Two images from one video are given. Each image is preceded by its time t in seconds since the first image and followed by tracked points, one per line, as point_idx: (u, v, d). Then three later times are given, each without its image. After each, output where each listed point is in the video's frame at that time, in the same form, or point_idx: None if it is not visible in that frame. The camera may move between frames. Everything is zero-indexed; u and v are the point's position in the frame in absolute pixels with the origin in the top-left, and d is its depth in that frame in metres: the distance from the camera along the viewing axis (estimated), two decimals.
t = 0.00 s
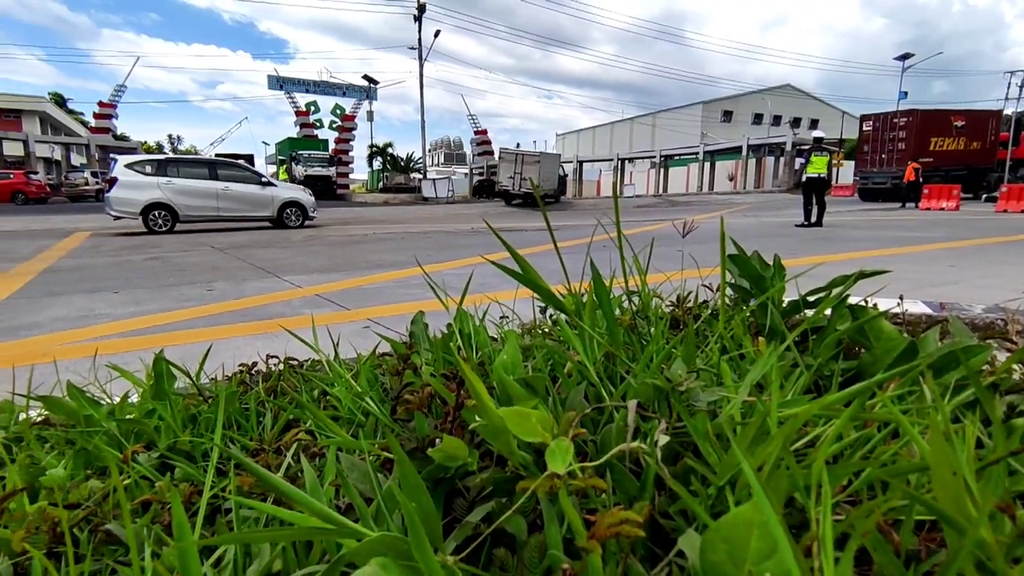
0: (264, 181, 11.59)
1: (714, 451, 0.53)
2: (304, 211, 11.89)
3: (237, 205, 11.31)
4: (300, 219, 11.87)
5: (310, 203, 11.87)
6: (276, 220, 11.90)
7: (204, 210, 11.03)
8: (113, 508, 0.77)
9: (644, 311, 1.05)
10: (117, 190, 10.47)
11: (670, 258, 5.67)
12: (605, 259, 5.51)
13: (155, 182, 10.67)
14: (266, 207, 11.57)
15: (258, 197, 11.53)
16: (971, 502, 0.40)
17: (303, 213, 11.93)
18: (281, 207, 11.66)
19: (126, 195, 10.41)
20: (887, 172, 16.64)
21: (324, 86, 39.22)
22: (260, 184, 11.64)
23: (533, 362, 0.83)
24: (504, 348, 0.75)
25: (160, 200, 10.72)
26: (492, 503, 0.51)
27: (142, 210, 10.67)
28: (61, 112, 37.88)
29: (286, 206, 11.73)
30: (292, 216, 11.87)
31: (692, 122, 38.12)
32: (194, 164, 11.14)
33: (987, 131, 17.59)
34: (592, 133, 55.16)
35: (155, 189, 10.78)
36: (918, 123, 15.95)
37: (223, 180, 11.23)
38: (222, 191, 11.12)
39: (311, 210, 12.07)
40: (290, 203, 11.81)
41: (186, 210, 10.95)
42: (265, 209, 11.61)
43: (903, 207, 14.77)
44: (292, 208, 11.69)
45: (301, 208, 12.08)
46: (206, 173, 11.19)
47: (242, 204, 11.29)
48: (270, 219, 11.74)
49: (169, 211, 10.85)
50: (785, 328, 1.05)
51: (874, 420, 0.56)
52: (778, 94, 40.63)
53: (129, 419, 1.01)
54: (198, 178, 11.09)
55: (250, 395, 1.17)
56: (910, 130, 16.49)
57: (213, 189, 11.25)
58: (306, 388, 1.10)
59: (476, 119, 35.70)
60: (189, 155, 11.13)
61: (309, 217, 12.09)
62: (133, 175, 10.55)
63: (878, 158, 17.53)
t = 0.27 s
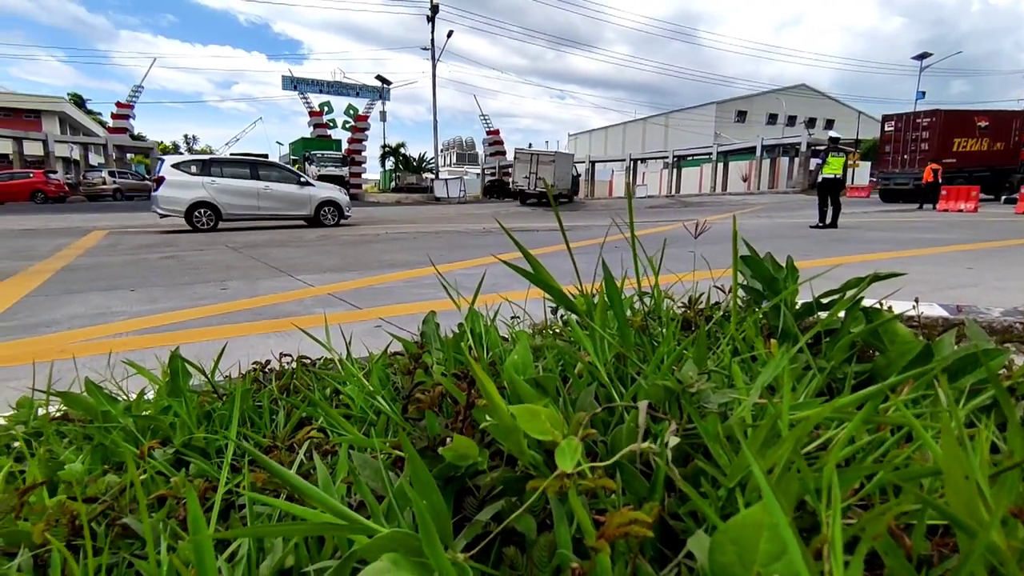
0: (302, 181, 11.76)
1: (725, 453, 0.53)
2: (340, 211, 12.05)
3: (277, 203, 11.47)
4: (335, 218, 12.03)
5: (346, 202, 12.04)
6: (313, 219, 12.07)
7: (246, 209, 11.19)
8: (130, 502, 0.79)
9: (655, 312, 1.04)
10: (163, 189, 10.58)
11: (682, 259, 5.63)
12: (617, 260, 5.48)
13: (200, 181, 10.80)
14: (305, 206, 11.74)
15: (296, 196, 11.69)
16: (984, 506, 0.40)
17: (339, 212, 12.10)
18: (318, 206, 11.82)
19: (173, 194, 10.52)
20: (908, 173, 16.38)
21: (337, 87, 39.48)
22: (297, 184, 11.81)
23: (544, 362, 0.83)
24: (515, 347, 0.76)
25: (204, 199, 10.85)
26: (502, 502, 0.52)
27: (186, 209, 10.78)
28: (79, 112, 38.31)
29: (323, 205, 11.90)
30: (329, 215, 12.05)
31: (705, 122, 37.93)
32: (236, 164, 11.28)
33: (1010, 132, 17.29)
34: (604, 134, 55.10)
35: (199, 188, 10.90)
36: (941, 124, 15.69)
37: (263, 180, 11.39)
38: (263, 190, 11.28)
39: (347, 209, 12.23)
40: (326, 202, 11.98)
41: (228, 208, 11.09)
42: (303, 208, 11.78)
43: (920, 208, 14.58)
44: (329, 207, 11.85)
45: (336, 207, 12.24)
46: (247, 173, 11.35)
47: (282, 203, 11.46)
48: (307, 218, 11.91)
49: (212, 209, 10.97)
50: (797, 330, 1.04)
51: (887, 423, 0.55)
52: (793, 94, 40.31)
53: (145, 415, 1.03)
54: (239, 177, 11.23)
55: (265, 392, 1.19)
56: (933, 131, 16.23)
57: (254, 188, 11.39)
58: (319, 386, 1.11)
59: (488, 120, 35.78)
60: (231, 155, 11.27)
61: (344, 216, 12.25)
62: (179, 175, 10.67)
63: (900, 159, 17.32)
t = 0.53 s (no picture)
0: (330, 179, 11.97)
1: (729, 453, 0.53)
2: (366, 209, 12.24)
3: (306, 201, 11.66)
4: (362, 216, 12.22)
5: (372, 201, 12.23)
6: (340, 217, 12.27)
7: (276, 207, 11.38)
8: (139, 498, 0.80)
9: (661, 313, 1.04)
10: (197, 187, 10.79)
11: (690, 258, 5.62)
12: (625, 260, 5.47)
13: (232, 180, 11.00)
14: (333, 204, 11.94)
15: (324, 195, 11.88)
16: (990, 509, 0.40)
17: (365, 210, 12.29)
18: (345, 205, 12.02)
19: (207, 191, 10.72)
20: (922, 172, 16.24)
21: (345, 87, 39.64)
22: (325, 183, 12.00)
23: (550, 361, 0.83)
24: (521, 345, 0.76)
25: (236, 197, 11.06)
26: (506, 500, 0.52)
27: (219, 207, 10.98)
28: (89, 111, 38.59)
29: (350, 204, 12.10)
30: (356, 213, 12.26)
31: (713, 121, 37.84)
32: (267, 163, 11.48)
33: None
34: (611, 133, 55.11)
35: (231, 186, 11.10)
36: (957, 123, 15.55)
37: (292, 178, 11.59)
38: (293, 189, 11.47)
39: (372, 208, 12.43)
40: (353, 200, 12.17)
41: (259, 206, 11.29)
42: (331, 206, 11.98)
43: (932, 208, 14.46)
44: (356, 205, 12.04)
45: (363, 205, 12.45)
46: (277, 171, 11.53)
47: (311, 202, 11.65)
48: (335, 216, 12.11)
49: (243, 207, 11.17)
50: (805, 331, 1.04)
51: (893, 424, 0.55)
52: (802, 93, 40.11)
53: (154, 412, 1.04)
54: (270, 176, 11.43)
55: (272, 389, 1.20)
56: (949, 130, 16.07)
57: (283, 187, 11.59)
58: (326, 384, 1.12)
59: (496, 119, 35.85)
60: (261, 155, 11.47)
61: (370, 214, 12.45)
62: (212, 174, 10.87)
63: (915, 158, 17.17)
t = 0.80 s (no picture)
0: (357, 178, 12.17)
1: (734, 454, 0.52)
2: (392, 207, 12.49)
3: (334, 200, 11.84)
4: (387, 215, 12.48)
5: (397, 199, 12.49)
6: (366, 216, 12.49)
7: (307, 206, 11.55)
8: (147, 494, 0.80)
9: (668, 314, 1.04)
10: (231, 186, 10.90)
11: (698, 258, 5.62)
12: (632, 259, 5.47)
13: (264, 179, 11.14)
14: (360, 203, 12.15)
15: (353, 193, 12.10)
16: (996, 510, 0.40)
17: (390, 208, 12.56)
18: (372, 204, 12.26)
19: (241, 190, 10.84)
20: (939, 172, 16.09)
21: (354, 87, 39.80)
22: (352, 182, 12.20)
23: (556, 360, 0.84)
24: (527, 345, 0.76)
25: (269, 195, 11.19)
26: (511, 498, 0.52)
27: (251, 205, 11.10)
28: (101, 110, 38.89)
29: (377, 202, 12.35)
30: (382, 211, 12.48)
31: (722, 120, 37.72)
32: (297, 163, 11.63)
33: None
34: (619, 132, 55.03)
35: (262, 185, 11.24)
36: (975, 122, 15.41)
37: (322, 177, 11.76)
38: (322, 188, 11.65)
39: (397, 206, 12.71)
40: (379, 199, 12.42)
41: (290, 205, 11.43)
42: (358, 205, 12.19)
43: (944, 208, 14.36)
44: (383, 204, 12.28)
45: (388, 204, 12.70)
46: (307, 170, 11.70)
47: (340, 200, 11.86)
48: (360, 214, 12.32)
49: (275, 206, 11.30)
50: (812, 331, 1.03)
51: (900, 424, 0.55)
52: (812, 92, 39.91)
53: (163, 409, 1.05)
54: (300, 176, 11.59)
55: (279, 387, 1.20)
56: (967, 129, 15.92)
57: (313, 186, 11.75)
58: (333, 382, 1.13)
59: (503, 118, 35.90)
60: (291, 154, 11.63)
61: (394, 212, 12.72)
62: (245, 173, 11.00)
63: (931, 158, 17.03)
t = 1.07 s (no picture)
0: (390, 177, 12.35)
1: (744, 454, 0.52)
2: (423, 206, 12.62)
3: (367, 198, 12.03)
4: (419, 213, 12.62)
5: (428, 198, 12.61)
6: (397, 214, 12.67)
7: (341, 204, 11.74)
8: (163, 487, 0.82)
9: (679, 313, 1.03)
10: (269, 184, 11.10)
11: (711, 258, 5.59)
12: (643, 259, 5.46)
13: (301, 178, 11.34)
14: (392, 201, 12.33)
15: (385, 192, 12.26)
16: (1007, 513, 0.39)
17: (422, 207, 12.70)
18: (403, 202, 12.41)
19: (279, 188, 11.04)
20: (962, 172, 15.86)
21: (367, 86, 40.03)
22: (385, 180, 12.36)
23: (566, 359, 0.84)
24: (537, 344, 0.76)
25: (306, 193, 11.39)
26: (520, 496, 0.52)
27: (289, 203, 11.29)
28: (117, 109, 39.43)
29: (408, 201, 12.49)
30: (413, 210, 12.67)
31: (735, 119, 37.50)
32: (332, 162, 11.81)
33: None
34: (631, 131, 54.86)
35: (299, 184, 11.44)
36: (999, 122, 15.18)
37: (356, 176, 11.94)
38: (357, 186, 11.82)
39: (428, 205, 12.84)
40: (411, 198, 12.56)
41: (325, 203, 11.63)
42: (390, 203, 12.37)
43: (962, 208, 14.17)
44: (414, 202, 12.42)
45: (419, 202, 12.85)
46: (342, 169, 11.88)
47: (373, 199, 12.03)
48: (392, 212, 12.50)
49: (311, 204, 11.50)
50: (825, 333, 1.02)
51: (911, 427, 0.55)
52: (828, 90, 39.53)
53: (178, 405, 1.06)
54: (335, 174, 11.77)
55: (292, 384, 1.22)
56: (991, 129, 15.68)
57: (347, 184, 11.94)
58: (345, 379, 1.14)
59: (515, 117, 35.93)
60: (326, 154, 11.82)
61: (425, 211, 12.86)
62: (283, 171, 11.20)
63: (953, 157, 16.80)
